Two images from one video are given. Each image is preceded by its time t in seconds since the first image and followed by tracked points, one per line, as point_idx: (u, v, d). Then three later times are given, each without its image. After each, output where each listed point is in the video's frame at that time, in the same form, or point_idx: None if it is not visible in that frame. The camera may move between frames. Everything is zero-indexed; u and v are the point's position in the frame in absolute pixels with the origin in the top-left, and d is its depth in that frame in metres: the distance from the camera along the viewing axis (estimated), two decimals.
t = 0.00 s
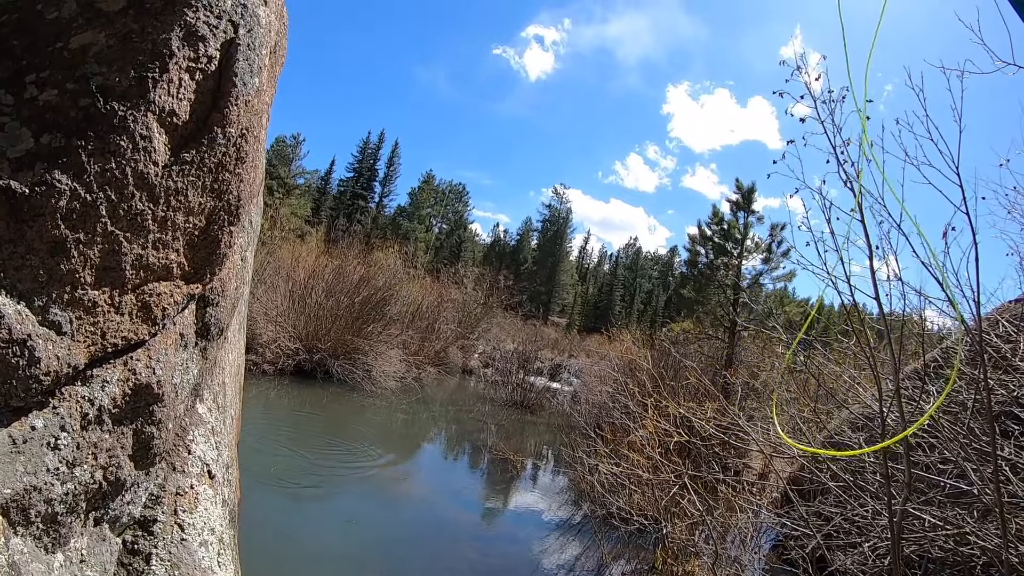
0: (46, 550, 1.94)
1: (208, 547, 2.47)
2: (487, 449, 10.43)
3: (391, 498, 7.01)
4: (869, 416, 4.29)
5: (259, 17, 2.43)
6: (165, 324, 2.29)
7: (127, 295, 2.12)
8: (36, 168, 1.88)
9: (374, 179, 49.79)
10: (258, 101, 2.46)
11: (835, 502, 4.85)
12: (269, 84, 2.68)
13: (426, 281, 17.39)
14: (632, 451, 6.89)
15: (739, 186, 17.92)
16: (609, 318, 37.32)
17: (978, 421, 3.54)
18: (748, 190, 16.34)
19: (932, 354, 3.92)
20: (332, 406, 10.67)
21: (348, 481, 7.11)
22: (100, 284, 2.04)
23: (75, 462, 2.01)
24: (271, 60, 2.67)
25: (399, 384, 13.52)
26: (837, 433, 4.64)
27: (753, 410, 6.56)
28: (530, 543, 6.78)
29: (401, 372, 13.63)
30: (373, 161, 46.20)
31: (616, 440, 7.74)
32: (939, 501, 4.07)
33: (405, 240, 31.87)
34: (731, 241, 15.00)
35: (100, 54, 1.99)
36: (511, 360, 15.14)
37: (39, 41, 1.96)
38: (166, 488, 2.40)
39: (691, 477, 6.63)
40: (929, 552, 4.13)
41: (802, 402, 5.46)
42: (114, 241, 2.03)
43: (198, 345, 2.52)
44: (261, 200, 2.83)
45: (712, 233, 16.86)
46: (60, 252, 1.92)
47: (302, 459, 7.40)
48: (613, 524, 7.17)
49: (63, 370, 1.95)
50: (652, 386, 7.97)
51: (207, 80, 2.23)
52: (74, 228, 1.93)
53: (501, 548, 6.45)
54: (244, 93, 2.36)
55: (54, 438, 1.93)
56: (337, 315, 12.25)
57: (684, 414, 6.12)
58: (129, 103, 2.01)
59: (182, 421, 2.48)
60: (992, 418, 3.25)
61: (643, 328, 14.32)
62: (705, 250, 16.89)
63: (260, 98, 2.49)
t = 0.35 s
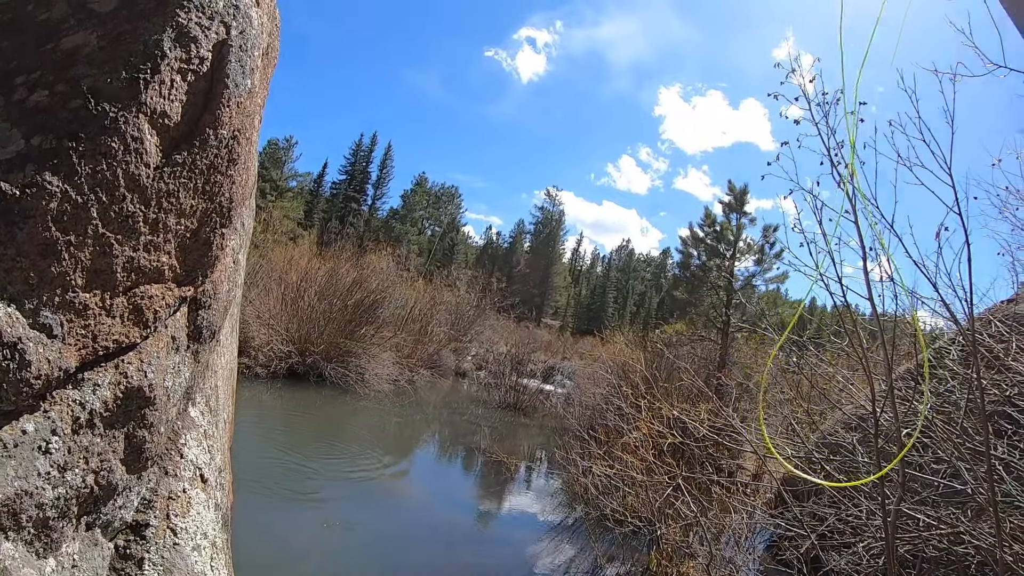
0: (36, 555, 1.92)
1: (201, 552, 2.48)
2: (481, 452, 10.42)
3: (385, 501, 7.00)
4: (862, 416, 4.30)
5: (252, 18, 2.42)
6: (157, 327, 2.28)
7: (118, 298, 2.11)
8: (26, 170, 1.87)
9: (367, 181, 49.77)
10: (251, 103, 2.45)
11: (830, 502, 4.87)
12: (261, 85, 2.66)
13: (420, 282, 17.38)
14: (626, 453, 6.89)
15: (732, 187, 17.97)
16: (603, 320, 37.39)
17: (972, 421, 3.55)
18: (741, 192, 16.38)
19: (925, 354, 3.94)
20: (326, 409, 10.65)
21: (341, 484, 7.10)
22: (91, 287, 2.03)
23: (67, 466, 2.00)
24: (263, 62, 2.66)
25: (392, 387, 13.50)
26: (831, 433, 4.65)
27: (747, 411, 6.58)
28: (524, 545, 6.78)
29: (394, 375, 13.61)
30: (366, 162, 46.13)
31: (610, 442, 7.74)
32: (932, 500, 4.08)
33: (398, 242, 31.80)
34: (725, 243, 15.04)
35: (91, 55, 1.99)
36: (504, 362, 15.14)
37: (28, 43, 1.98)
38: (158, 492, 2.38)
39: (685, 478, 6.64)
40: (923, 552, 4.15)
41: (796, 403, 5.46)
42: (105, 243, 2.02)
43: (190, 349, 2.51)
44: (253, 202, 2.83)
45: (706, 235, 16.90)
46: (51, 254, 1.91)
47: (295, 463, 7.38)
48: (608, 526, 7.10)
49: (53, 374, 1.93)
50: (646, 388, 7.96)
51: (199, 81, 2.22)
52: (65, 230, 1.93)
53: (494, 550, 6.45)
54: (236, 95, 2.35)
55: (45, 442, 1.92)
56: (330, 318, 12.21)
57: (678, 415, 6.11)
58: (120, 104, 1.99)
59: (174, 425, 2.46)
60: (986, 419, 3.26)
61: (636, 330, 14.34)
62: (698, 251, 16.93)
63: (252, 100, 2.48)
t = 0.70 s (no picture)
0: (30, 566, 1.90)
1: (196, 561, 2.46)
2: (477, 459, 10.40)
3: (381, 508, 6.98)
4: (859, 420, 4.31)
5: (246, 24, 2.44)
6: (151, 335, 2.27)
7: (112, 306, 2.11)
8: (19, 177, 1.85)
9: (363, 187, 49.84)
10: (245, 110, 2.46)
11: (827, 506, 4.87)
12: (256, 91, 2.67)
13: (415, 289, 17.39)
14: (622, 459, 6.88)
15: (727, 192, 18.03)
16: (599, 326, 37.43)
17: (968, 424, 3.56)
18: (735, 197, 16.42)
19: (920, 357, 3.96)
20: (321, 416, 10.63)
21: (337, 492, 7.08)
22: (85, 294, 2.02)
23: (60, 475, 1.98)
24: (258, 68, 2.66)
25: (388, 394, 13.47)
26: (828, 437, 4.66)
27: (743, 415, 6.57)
28: (521, 552, 6.76)
29: (390, 382, 13.58)
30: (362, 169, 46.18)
31: (606, 447, 7.73)
32: (930, 503, 4.09)
33: (393, 249, 31.82)
34: (719, 248, 15.09)
35: (85, 61, 1.98)
36: (500, 368, 15.13)
37: (21, 47, 1.97)
38: (153, 502, 2.37)
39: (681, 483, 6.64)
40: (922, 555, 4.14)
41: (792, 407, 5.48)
42: (98, 251, 2.01)
43: (184, 357, 2.50)
44: (248, 209, 2.83)
45: (701, 240, 16.95)
46: (44, 262, 1.90)
47: (294, 470, 7.37)
48: (604, 531, 7.11)
49: (46, 383, 1.93)
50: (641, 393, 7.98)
51: (193, 87, 2.23)
52: (58, 237, 1.91)
53: (491, 557, 6.43)
54: (230, 101, 2.36)
55: (38, 451, 1.90)
56: (325, 324, 12.20)
57: (674, 420, 6.12)
58: (114, 111, 1.99)
59: (168, 433, 2.45)
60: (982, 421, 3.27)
61: (631, 336, 14.35)
62: (693, 256, 16.99)
63: (246, 106, 2.48)
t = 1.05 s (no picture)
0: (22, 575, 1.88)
1: (190, 570, 2.45)
2: (474, 466, 10.40)
3: (381, 515, 6.98)
4: (857, 425, 4.31)
5: (240, 29, 2.46)
6: (144, 341, 2.27)
7: (105, 312, 2.11)
8: (11, 181, 1.85)
9: (361, 193, 49.85)
10: (239, 114, 2.47)
11: (827, 511, 4.86)
12: (251, 97, 2.68)
13: (413, 296, 17.39)
14: (620, 466, 6.86)
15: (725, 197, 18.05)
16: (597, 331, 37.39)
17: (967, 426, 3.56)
18: (732, 201, 16.43)
19: (918, 359, 3.97)
20: (320, 424, 10.62)
21: (337, 499, 7.08)
22: (77, 300, 2.02)
23: (52, 483, 1.97)
24: (253, 74, 2.67)
25: (386, 401, 13.44)
26: (827, 442, 4.66)
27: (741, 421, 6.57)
28: (520, 559, 6.75)
29: (388, 390, 13.57)
30: (360, 175, 46.21)
31: (604, 454, 7.72)
32: (931, 507, 4.07)
33: (390, 256, 31.82)
34: (717, 253, 15.09)
35: (78, 64, 1.98)
36: (498, 375, 15.12)
37: (15, 51, 1.95)
38: (146, 510, 2.36)
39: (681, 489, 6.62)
40: (924, 559, 4.11)
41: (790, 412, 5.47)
42: (91, 256, 2.01)
43: (179, 363, 2.50)
44: (242, 216, 2.83)
45: (698, 245, 16.95)
46: (36, 267, 1.90)
47: (295, 478, 7.35)
48: (604, 539, 7.10)
49: (38, 390, 1.92)
50: (640, 399, 7.97)
51: (187, 91, 2.23)
52: (50, 242, 1.91)
53: (491, 564, 6.43)
54: (224, 106, 2.36)
55: (30, 459, 1.88)
56: (322, 331, 12.19)
57: (672, 426, 6.12)
58: (107, 115, 1.99)
59: (162, 440, 2.44)
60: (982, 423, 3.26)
61: (629, 342, 14.33)
62: (691, 261, 16.99)
63: (241, 111, 2.49)
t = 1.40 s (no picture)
0: None
1: (193, 572, 2.45)
2: (476, 467, 10.40)
3: (382, 517, 6.98)
4: (860, 424, 4.31)
5: (243, 28, 2.46)
6: (147, 341, 2.27)
7: (107, 312, 2.11)
8: (12, 179, 1.85)
9: (361, 195, 49.85)
10: (241, 114, 2.46)
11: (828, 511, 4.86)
12: (253, 97, 2.68)
13: (413, 298, 17.40)
14: (622, 467, 6.87)
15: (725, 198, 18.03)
16: (598, 333, 37.37)
17: (969, 426, 3.55)
18: (732, 203, 16.42)
19: (920, 359, 3.96)
20: (321, 425, 10.63)
21: (338, 500, 7.09)
22: (78, 300, 2.02)
23: (54, 485, 1.97)
24: (255, 74, 2.67)
25: (387, 403, 13.45)
26: (829, 442, 4.65)
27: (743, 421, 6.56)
28: (521, 560, 6.76)
29: (389, 391, 13.58)
30: (361, 177, 46.23)
31: (606, 454, 7.71)
32: (933, 507, 4.06)
33: (391, 258, 31.82)
34: (717, 254, 15.07)
35: (80, 63, 1.98)
36: (499, 377, 15.12)
37: (16, 51, 1.97)
38: (149, 512, 2.36)
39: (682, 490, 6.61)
40: (926, 559, 4.10)
41: (792, 412, 5.47)
42: (93, 256, 2.01)
43: (181, 363, 2.50)
44: (244, 216, 2.83)
45: (699, 245, 16.93)
46: (38, 267, 1.90)
47: (296, 481, 7.34)
48: (605, 540, 7.15)
49: (40, 390, 1.92)
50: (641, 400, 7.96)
51: (189, 90, 2.23)
52: (52, 242, 1.91)
53: (493, 565, 6.45)
54: (227, 105, 2.36)
55: (31, 460, 1.87)
56: (323, 333, 12.20)
57: (673, 426, 6.11)
58: (109, 113, 1.99)
59: (164, 441, 2.44)
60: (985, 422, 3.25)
61: (630, 342, 14.30)
62: (691, 262, 16.97)
63: (243, 111, 2.49)
